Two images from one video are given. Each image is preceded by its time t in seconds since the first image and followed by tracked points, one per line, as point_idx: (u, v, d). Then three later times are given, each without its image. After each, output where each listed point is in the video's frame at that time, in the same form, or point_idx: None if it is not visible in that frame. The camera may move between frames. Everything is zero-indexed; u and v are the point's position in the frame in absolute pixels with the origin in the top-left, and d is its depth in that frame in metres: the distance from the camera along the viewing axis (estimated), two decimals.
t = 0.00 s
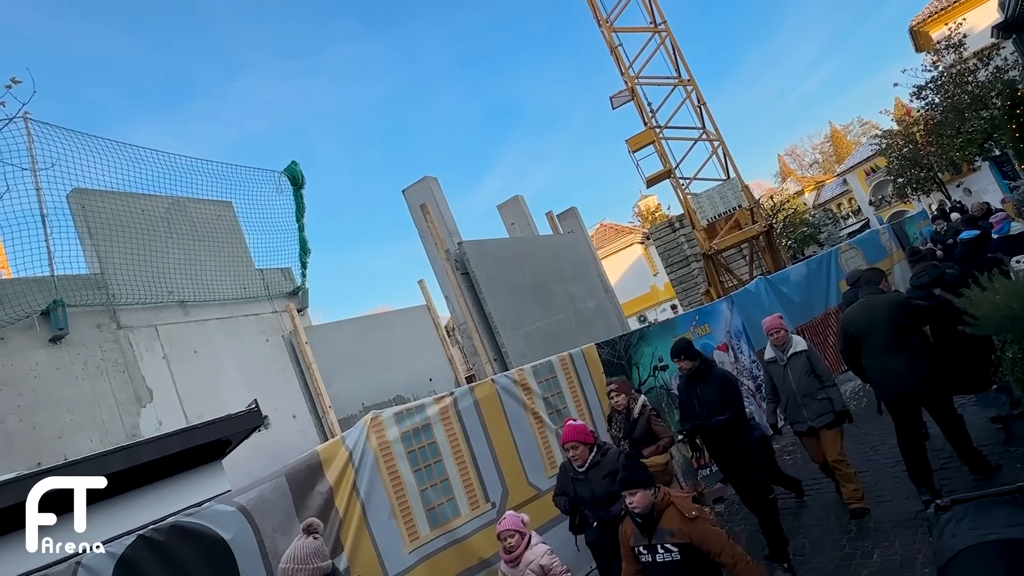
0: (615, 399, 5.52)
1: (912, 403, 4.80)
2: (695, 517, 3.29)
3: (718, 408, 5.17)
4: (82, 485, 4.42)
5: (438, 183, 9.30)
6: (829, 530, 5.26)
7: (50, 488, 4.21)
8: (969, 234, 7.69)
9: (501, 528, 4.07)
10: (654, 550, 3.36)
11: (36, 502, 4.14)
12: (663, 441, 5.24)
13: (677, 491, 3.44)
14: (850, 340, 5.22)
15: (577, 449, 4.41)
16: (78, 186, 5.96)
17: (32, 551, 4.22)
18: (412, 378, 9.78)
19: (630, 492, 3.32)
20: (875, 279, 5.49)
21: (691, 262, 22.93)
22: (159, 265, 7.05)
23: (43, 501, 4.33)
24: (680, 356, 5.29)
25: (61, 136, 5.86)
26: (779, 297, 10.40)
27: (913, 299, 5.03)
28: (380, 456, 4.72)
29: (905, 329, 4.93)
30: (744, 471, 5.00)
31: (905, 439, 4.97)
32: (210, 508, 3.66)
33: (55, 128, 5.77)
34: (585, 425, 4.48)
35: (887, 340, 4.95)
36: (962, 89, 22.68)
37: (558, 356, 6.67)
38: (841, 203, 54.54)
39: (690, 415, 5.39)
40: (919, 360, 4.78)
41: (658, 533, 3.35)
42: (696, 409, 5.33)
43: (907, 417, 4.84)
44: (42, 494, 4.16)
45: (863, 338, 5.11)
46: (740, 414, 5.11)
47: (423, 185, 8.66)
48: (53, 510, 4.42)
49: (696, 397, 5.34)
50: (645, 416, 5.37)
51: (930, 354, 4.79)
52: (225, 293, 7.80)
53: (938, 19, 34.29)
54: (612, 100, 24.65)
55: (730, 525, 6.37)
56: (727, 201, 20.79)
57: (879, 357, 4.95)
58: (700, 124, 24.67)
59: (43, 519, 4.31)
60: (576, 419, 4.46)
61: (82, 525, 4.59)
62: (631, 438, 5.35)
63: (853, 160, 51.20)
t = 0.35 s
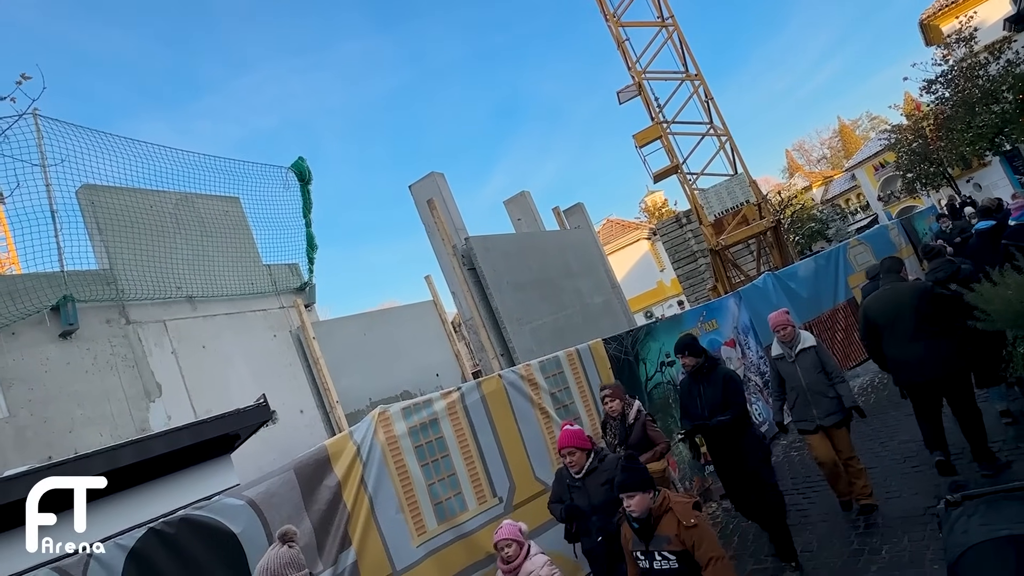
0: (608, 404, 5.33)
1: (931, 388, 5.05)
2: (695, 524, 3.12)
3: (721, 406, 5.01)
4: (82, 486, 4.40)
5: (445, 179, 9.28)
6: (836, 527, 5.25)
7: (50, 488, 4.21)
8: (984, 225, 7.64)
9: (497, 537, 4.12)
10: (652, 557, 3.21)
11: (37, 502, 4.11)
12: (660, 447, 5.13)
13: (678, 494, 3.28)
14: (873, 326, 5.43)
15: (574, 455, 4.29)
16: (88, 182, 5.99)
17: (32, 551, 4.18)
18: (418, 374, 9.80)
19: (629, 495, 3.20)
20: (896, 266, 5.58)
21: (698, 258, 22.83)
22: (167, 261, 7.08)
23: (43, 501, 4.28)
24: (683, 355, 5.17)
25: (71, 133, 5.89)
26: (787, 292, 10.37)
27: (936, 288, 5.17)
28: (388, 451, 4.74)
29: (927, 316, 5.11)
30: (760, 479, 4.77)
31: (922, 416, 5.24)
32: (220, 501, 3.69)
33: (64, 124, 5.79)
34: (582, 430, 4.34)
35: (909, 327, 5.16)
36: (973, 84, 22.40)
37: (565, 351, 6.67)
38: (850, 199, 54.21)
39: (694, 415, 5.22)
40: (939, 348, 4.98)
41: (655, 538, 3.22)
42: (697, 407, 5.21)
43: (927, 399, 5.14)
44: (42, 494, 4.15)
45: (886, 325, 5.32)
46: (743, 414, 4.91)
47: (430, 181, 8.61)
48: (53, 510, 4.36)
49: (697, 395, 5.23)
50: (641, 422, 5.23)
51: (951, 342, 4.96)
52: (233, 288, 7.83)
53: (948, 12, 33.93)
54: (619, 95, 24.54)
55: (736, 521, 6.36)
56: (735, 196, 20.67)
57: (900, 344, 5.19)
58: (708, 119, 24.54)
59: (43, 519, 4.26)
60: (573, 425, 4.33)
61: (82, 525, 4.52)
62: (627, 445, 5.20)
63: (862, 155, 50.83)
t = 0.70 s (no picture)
0: (600, 404, 5.10)
1: (949, 377, 5.04)
2: (689, 542, 2.94)
3: (720, 405, 4.84)
4: (82, 485, 4.39)
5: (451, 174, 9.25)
6: (843, 523, 5.23)
7: (50, 488, 4.19)
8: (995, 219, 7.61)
9: (493, 542, 3.88)
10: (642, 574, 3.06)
11: (36, 502, 4.08)
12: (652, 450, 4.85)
13: (673, 509, 3.16)
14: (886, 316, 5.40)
15: (570, 457, 4.14)
16: (96, 177, 6.01)
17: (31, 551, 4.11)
18: (425, 369, 9.83)
19: (622, 507, 3.08)
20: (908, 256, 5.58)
21: (705, 253, 22.74)
22: (175, 256, 7.11)
23: (42, 500, 4.22)
24: (683, 352, 4.96)
25: (79, 129, 5.92)
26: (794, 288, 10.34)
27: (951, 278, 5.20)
28: (395, 446, 4.74)
29: (944, 306, 5.11)
30: (760, 470, 4.68)
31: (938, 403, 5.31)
32: (229, 495, 3.71)
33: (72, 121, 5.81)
34: (580, 432, 4.20)
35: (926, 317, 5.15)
36: (983, 78, 22.15)
37: (572, 346, 6.67)
38: (857, 194, 53.92)
39: (692, 412, 5.03)
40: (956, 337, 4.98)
41: (648, 557, 3.06)
42: (696, 404, 5.03)
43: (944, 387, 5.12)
44: (41, 494, 4.12)
45: (901, 315, 5.30)
46: (743, 412, 4.79)
47: (437, 176, 8.64)
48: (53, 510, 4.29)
49: (697, 394, 5.05)
50: (633, 423, 5.03)
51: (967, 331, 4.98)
52: (240, 284, 7.86)
53: (958, 6, 33.61)
54: (626, 90, 24.44)
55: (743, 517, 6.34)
56: (742, 192, 20.58)
57: (917, 333, 5.18)
58: (715, 114, 24.41)
59: (43, 519, 4.19)
60: (572, 425, 4.17)
61: (82, 525, 4.45)
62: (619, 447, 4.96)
63: (870, 150, 50.47)
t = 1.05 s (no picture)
0: (595, 402, 5.03)
1: (966, 368, 5.03)
2: (677, 552, 2.68)
3: (719, 409, 4.73)
4: (82, 485, 4.39)
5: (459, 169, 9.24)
6: (852, 519, 5.22)
7: (50, 488, 4.19)
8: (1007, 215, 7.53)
9: (483, 550, 3.65)
10: None
11: (36, 502, 4.09)
12: (648, 446, 4.77)
13: (662, 517, 2.91)
14: (902, 313, 5.44)
15: (564, 458, 3.93)
16: (106, 173, 6.04)
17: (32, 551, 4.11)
18: (432, 364, 9.86)
19: (607, 512, 2.89)
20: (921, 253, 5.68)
21: (712, 249, 22.65)
22: (184, 252, 7.14)
23: (43, 500, 4.24)
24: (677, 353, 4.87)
25: (89, 125, 5.96)
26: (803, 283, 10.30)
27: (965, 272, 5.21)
28: (404, 440, 4.76)
29: (960, 300, 5.12)
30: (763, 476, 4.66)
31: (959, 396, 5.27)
32: (238, 488, 3.74)
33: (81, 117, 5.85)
34: (576, 432, 3.98)
35: (943, 310, 5.15)
36: (995, 71, 21.90)
37: (580, 341, 6.67)
38: (867, 189, 53.56)
39: (689, 416, 4.97)
40: (970, 329, 4.98)
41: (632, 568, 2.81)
42: (696, 408, 4.93)
43: (962, 380, 5.11)
44: (42, 494, 4.13)
45: (916, 311, 5.33)
46: (740, 417, 4.69)
47: (443, 171, 8.61)
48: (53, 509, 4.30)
49: (696, 398, 4.93)
50: (629, 420, 4.87)
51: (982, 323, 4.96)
52: (249, 279, 7.89)
53: None
54: (633, 84, 24.33)
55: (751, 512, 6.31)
56: (750, 186, 20.49)
57: (932, 327, 5.18)
58: (723, 108, 24.27)
59: (43, 519, 4.20)
60: (566, 425, 3.97)
61: (82, 524, 4.45)
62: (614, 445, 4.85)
63: (880, 144, 50.06)
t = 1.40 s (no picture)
0: (592, 403, 4.88)
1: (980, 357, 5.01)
2: (674, 558, 2.71)
3: (709, 414, 4.50)
4: (82, 485, 4.41)
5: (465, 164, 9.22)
6: (860, 515, 5.20)
7: (51, 488, 4.19)
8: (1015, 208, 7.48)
9: (472, 560, 3.48)
10: None
11: (37, 502, 4.10)
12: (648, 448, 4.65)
13: (653, 524, 2.89)
14: (914, 305, 5.44)
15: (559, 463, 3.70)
16: (115, 169, 6.07)
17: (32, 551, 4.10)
18: (439, 359, 9.89)
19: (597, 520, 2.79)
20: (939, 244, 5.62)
21: (719, 245, 22.55)
22: (192, 247, 7.17)
23: (43, 500, 4.23)
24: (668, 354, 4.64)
25: (98, 121, 5.99)
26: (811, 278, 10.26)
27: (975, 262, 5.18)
28: (411, 434, 4.77)
29: (971, 290, 5.09)
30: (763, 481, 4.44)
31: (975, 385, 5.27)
32: (247, 482, 3.76)
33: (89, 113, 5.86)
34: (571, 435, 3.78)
35: (954, 299, 5.13)
36: (1007, 64, 21.63)
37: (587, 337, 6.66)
38: (876, 184, 53.18)
39: (683, 420, 4.81)
40: (981, 318, 4.96)
41: None
42: (688, 412, 4.79)
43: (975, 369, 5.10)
44: (42, 494, 4.13)
45: (927, 302, 5.33)
46: (730, 423, 4.44)
47: (449, 167, 8.60)
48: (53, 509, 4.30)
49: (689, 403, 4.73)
50: (627, 421, 4.76)
51: (994, 312, 4.94)
52: (257, 275, 7.91)
53: None
54: (641, 79, 24.20)
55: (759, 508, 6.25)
56: (758, 182, 20.39)
57: (943, 317, 5.17)
58: (731, 103, 24.12)
59: (43, 519, 4.20)
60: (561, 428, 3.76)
61: (81, 524, 4.45)
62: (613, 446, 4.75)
63: (889, 139, 49.67)
